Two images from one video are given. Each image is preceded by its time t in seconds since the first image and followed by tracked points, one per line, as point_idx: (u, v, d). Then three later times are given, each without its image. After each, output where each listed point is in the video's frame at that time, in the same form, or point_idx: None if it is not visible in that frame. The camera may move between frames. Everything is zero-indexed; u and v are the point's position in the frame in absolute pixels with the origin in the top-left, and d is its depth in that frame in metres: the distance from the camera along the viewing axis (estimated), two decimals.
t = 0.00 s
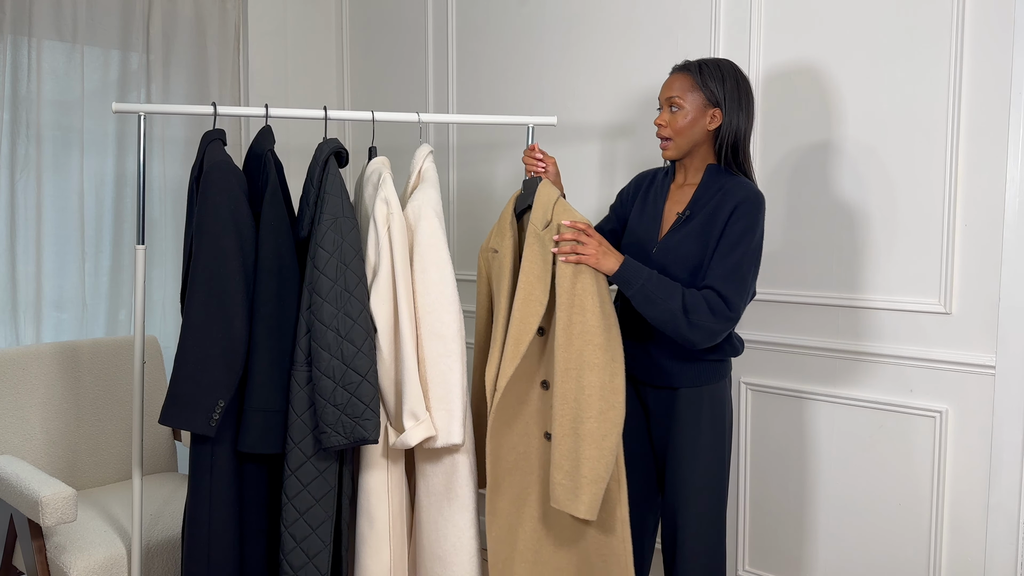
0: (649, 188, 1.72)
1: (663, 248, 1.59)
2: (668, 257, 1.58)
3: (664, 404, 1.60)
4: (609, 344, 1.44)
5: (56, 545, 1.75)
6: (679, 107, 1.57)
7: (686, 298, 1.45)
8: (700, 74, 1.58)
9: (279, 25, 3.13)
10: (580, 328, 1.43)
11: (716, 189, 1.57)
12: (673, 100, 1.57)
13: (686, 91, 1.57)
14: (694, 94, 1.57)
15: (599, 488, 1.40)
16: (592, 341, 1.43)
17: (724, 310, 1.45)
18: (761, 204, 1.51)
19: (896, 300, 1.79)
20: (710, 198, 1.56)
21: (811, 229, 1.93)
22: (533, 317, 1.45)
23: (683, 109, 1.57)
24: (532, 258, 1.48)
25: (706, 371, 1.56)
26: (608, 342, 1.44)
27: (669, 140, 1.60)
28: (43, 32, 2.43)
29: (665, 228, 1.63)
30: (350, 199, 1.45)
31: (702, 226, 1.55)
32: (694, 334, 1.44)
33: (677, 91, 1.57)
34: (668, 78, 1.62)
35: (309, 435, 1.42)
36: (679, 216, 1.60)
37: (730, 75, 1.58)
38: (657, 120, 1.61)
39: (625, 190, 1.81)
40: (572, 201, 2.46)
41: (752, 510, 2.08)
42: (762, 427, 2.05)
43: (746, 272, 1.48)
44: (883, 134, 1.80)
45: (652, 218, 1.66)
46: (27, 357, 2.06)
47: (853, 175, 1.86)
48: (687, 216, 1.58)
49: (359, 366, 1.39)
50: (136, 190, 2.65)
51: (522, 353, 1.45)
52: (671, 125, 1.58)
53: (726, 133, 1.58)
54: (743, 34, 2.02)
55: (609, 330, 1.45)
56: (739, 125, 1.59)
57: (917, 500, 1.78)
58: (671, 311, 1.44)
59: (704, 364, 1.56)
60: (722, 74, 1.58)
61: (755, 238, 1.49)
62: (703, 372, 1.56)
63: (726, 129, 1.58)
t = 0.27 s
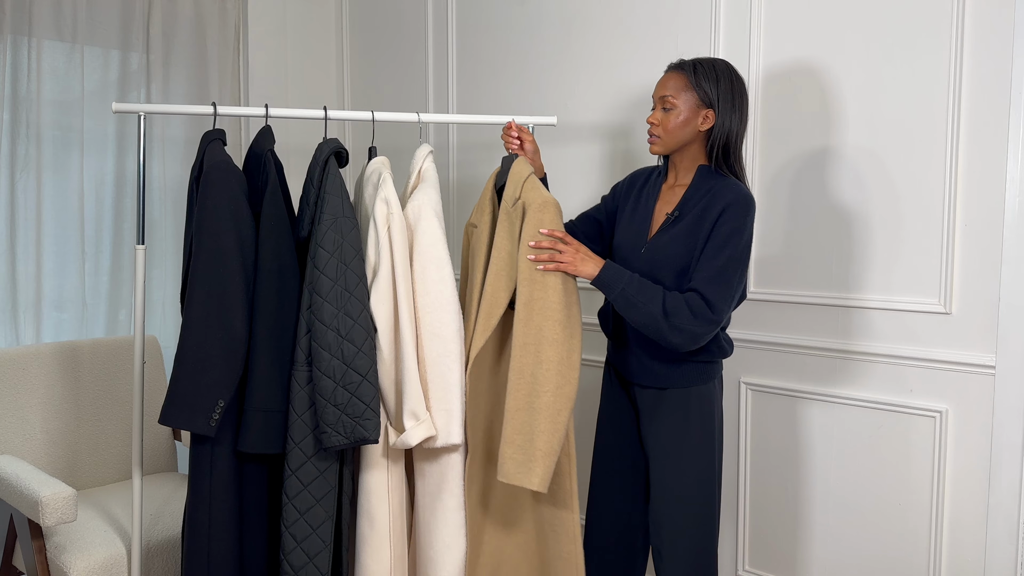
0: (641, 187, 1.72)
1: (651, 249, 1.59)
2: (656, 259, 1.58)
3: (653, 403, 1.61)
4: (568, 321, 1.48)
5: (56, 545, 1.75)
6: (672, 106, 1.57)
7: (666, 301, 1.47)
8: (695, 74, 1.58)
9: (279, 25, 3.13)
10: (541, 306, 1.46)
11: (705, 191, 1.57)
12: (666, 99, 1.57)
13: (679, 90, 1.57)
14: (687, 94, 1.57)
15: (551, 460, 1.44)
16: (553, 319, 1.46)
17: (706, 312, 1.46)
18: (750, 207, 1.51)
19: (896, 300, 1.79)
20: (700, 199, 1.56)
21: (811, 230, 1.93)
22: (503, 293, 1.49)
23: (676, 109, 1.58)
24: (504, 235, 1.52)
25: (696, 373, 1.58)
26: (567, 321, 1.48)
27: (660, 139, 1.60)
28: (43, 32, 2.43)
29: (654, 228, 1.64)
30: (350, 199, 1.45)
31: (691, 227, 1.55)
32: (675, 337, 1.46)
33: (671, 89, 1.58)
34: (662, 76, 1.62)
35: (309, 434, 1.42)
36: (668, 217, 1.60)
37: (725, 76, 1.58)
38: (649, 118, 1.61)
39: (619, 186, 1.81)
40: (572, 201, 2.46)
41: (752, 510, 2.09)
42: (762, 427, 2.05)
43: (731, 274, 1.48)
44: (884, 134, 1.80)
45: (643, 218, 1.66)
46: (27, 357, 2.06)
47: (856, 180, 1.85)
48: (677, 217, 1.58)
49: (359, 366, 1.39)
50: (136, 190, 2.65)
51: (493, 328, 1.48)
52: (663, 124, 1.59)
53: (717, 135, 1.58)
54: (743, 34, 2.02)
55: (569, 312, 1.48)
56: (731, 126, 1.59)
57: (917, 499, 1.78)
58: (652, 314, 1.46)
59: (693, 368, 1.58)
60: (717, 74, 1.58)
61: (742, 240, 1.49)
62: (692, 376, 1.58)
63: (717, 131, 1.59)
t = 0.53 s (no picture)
0: (637, 186, 1.72)
1: (640, 248, 1.60)
2: (642, 257, 1.59)
3: (643, 401, 1.61)
4: (534, 303, 1.51)
5: (56, 545, 1.75)
6: (672, 109, 1.57)
7: (625, 285, 1.48)
8: (694, 76, 1.57)
9: (279, 25, 3.13)
10: (505, 288, 1.50)
11: (695, 192, 1.57)
12: (666, 101, 1.57)
13: (679, 93, 1.56)
14: (687, 97, 1.56)
15: (510, 440, 1.48)
16: (517, 300, 1.50)
17: (666, 299, 1.45)
18: (737, 211, 1.50)
19: (895, 300, 1.79)
20: (689, 200, 1.56)
21: (811, 230, 1.93)
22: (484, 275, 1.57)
23: (675, 112, 1.57)
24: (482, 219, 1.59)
25: (684, 373, 1.59)
26: (533, 303, 1.52)
27: (658, 141, 1.60)
28: (43, 32, 2.43)
29: (644, 227, 1.64)
30: (349, 199, 1.45)
31: (676, 227, 1.55)
32: (632, 320, 1.46)
33: (671, 92, 1.57)
34: (661, 78, 1.61)
35: (307, 435, 1.42)
36: (657, 217, 1.60)
37: (725, 79, 1.57)
38: (648, 120, 1.61)
39: (616, 183, 1.81)
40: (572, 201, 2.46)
41: (752, 510, 2.08)
42: (762, 427, 2.05)
43: (699, 266, 1.47)
44: (883, 135, 1.80)
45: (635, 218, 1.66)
46: (28, 357, 2.06)
47: (859, 184, 1.85)
48: (665, 217, 1.58)
49: (357, 366, 1.39)
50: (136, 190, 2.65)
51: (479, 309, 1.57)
52: (662, 126, 1.58)
53: (716, 138, 1.58)
54: (743, 34, 2.02)
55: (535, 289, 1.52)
56: (730, 129, 1.58)
57: (917, 499, 1.78)
58: (608, 297, 1.47)
59: (679, 368, 1.59)
60: (717, 77, 1.57)
61: (718, 238, 1.48)
62: (681, 375, 1.59)
63: (716, 134, 1.58)
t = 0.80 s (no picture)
0: (634, 186, 1.73)
1: (629, 249, 1.61)
2: (630, 259, 1.60)
3: (630, 401, 1.61)
4: (516, 291, 1.54)
5: (56, 545, 1.75)
6: (665, 112, 1.56)
7: (595, 278, 1.50)
8: (687, 78, 1.56)
9: (279, 25, 3.13)
10: (488, 275, 1.53)
11: (683, 195, 1.56)
12: (658, 105, 1.56)
13: (671, 96, 1.56)
14: (679, 100, 1.56)
15: (494, 423, 1.50)
16: (501, 286, 1.52)
17: (634, 294, 1.46)
18: (723, 216, 1.50)
19: (895, 300, 1.79)
20: (677, 203, 1.56)
21: (810, 230, 1.93)
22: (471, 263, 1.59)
23: (668, 115, 1.56)
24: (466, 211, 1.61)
25: (672, 373, 1.59)
26: (516, 289, 1.54)
27: (651, 145, 1.60)
28: (43, 32, 2.43)
29: (635, 229, 1.65)
30: (348, 200, 1.45)
31: (662, 229, 1.56)
32: (598, 311, 1.48)
33: (663, 95, 1.56)
34: (655, 80, 1.61)
35: (305, 435, 1.42)
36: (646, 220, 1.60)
37: (718, 81, 1.56)
38: (642, 123, 1.61)
39: (616, 180, 1.81)
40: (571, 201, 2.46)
41: (752, 510, 2.08)
42: (762, 427, 2.05)
43: (675, 265, 1.47)
44: (881, 135, 1.81)
45: (628, 219, 1.67)
46: (28, 357, 2.06)
47: (860, 186, 1.84)
48: (653, 220, 1.59)
49: (355, 366, 1.39)
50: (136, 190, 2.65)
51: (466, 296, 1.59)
52: (655, 129, 1.58)
53: (709, 142, 1.57)
54: (743, 34, 2.02)
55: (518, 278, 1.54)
56: (724, 133, 1.57)
57: (917, 499, 1.78)
58: (577, 288, 1.50)
59: (665, 368, 1.59)
60: (710, 79, 1.55)
61: (698, 240, 1.47)
62: (667, 376, 1.59)
63: (709, 137, 1.57)
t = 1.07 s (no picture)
0: (629, 186, 1.73)
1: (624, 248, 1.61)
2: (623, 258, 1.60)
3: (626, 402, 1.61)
4: (511, 289, 1.54)
5: (56, 545, 1.75)
6: (656, 114, 1.56)
7: (584, 276, 1.51)
8: (678, 80, 1.56)
9: (279, 25, 3.13)
10: (483, 275, 1.53)
11: (677, 196, 1.56)
12: (650, 106, 1.56)
13: (662, 98, 1.56)
14: (670, 101, 1.55)
15: (493, 421, 1.50)
16: (496, 285, 1.53)
17: (622, 293, 1.47)
18: (717, 218, 1.49)
19: (895, 300, 1.79)
20: (671, 203, 1.56)
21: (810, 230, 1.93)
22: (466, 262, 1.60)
23: (660, 116, 1.56)
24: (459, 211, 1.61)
25: (666, 373, 1.59)
26: (511, 288, 1.54)
27: (644, 146, 1.60)
28: (43, 32, 2.43)
29: (630, 229, 1.65)
30: (348, 199, 1.45)
31: (656, 229, 1.56)
32: (585, 309, 1.49)
33: (654, 97, 1.56)
34: (647, 82, 1.60)
35: (305, 435, 1.42)
36: (641, 220, 1.60)
37: (710, 82, 1.56)
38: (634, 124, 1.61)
39: (611, 179, 1.81)
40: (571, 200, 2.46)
41: (752, 509, 2.08)
42: (762, 427, 2.05)
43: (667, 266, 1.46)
44: (881, 135, 1.81)
45: (623, 219, 1.67)
46: (27, 357, 2.06)
47: (859, 184, 1.84)
48: (648, 220, 1.58)
49: (354, 366, 1.39)
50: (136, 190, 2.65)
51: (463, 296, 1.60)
52: (647, 131, 1.58)
53: (701, 142, 1.57)
54: (743, 33, 2.02)
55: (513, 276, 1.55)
56: (716, 133, 1.57)
57: (917, 499, 1.78)
58: (565, 286, 1.51)
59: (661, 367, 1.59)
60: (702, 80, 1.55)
61: (690, 240, 1.47)
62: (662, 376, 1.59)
63: (702, 138, 1.57)
